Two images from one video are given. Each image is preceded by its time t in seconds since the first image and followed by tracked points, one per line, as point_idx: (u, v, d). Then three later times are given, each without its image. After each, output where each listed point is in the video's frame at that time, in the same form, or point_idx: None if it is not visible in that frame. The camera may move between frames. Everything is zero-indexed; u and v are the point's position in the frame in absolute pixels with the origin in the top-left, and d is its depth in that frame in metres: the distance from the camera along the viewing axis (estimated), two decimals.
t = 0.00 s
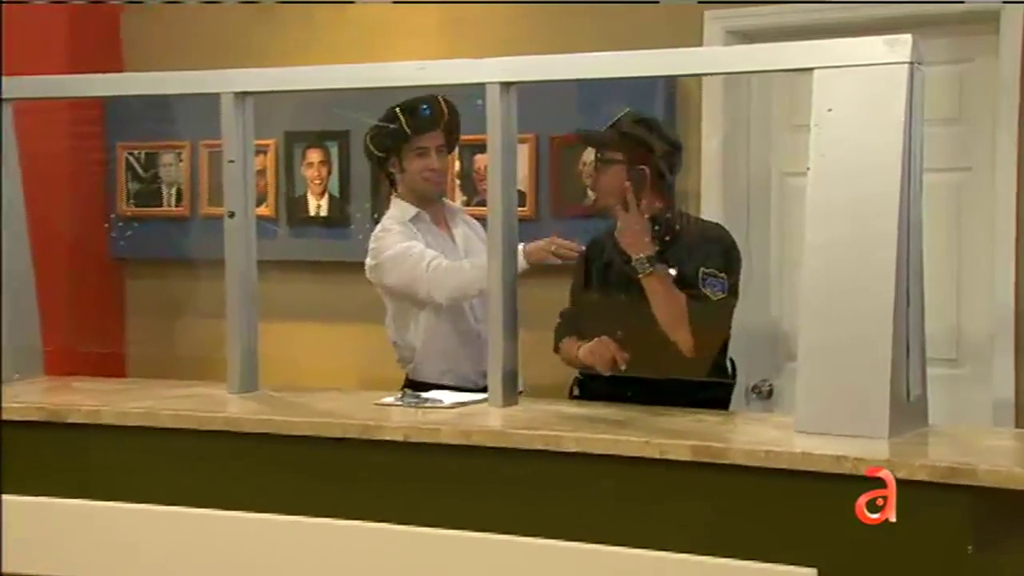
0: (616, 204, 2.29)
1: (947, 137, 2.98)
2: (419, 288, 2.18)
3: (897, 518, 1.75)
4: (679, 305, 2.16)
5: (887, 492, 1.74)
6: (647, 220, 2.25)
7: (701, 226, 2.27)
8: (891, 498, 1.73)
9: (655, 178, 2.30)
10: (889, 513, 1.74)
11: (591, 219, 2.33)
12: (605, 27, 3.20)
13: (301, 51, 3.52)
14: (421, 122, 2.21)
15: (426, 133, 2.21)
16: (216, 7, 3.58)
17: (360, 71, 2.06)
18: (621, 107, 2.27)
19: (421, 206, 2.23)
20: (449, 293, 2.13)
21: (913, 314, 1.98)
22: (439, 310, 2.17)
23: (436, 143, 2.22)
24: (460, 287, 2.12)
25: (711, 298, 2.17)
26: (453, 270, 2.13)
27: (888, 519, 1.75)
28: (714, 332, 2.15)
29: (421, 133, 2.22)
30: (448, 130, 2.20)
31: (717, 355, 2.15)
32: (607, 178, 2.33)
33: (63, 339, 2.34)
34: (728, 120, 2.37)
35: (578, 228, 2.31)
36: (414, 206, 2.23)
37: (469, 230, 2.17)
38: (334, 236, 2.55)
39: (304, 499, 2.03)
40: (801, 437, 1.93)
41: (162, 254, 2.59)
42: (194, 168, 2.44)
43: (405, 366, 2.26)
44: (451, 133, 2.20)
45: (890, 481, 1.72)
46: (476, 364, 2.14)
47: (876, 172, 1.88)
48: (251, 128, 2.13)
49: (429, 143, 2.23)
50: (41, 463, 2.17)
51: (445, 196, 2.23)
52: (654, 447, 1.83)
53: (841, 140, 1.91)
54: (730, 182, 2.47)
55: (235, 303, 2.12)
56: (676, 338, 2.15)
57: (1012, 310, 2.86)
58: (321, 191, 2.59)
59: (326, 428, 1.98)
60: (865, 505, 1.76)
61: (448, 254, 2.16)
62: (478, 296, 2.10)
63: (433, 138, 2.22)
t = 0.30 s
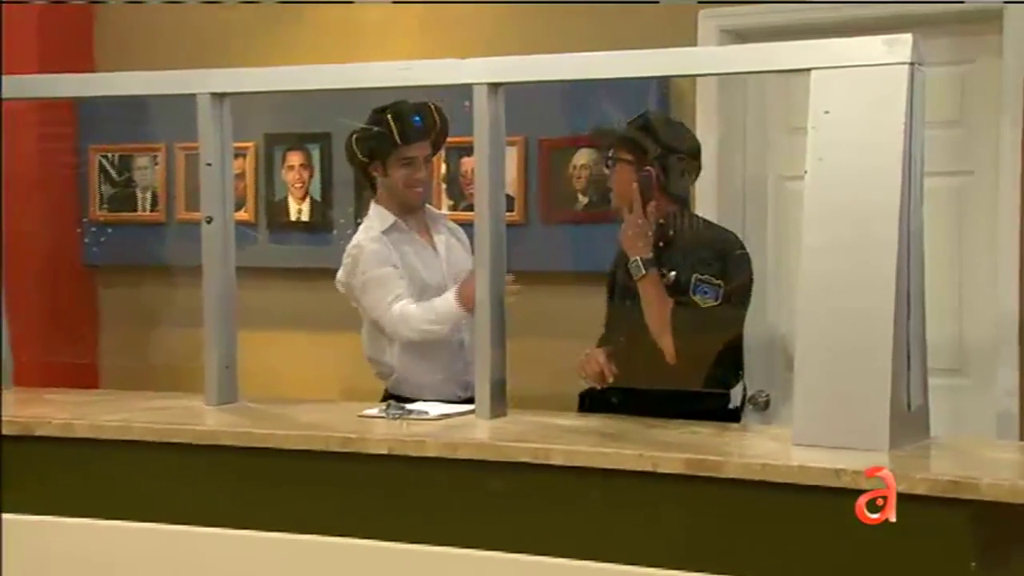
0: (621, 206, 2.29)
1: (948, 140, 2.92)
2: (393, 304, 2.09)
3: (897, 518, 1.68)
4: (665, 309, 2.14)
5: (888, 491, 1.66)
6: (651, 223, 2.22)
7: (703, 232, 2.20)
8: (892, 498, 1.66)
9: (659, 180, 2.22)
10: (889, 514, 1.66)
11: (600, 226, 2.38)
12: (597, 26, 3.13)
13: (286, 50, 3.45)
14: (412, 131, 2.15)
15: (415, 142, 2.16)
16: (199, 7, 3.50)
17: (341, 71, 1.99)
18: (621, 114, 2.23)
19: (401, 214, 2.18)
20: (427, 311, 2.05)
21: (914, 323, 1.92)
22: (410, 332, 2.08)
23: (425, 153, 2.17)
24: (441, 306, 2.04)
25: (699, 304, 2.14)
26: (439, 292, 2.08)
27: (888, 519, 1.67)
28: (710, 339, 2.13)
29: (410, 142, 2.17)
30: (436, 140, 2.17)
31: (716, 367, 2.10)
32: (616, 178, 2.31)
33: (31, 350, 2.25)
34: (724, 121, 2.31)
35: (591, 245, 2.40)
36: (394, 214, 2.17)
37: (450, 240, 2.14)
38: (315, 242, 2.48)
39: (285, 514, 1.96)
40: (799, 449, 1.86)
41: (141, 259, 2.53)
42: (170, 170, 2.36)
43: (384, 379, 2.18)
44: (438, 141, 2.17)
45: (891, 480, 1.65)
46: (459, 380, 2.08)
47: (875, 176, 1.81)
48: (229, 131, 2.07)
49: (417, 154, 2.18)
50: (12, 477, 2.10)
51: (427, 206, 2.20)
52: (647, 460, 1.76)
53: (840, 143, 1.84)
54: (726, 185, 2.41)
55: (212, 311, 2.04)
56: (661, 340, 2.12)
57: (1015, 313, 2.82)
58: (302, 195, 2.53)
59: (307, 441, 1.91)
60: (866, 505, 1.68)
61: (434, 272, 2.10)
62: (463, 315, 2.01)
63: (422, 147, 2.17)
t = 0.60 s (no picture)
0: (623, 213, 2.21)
1: (949, 139, 2.86)
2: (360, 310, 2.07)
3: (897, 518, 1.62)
4: (661, 317, 2.07)
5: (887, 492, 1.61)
6: (649, 227, 2.14)
7: (699, 236, 2.11)
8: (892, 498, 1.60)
9: (650, 183, 2.16)
10: (890, 513, 1.60)
11: (594, 229, 2.32)
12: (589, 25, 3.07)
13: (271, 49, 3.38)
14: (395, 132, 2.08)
15: (398, 144, 2.09)
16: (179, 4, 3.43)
17: (322, 68, 1.93)
18: (612, 114, 2.19)
19: (381, 217, 2.12)
20: (389, 319, 2.02)
21: (915, 328, 1.85)
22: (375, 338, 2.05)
23: (408, 155, 2.10)
24: (400, 315, 2.00)
25: (697, 312, 2.04)
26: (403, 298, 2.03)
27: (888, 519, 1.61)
28: (708, 344, 2.02)
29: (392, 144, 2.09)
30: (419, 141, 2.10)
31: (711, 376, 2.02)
32: (615, 190, 2.22)
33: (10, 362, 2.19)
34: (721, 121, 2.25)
35: (583, 247, 2.37)
36: (373, 217, 2.11)
37: (432, 241, 2.08)
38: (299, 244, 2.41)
39: (266, 525, 1.89)
40: (798, 458, 1.79)
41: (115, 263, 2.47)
42: (146, 169, 2.33)
43: (366, 387, 2.12)
44: (422, 142, 2.10)
45: (892, 480, 1.60)
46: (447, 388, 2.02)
47: (875, 177, 1.75)
48: (208, 131, 2.00)
49: (400, 155, 2.10)
50: None
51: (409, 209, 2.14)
52: (641, 469, 1.70)
53: (840, 144, 1.78)
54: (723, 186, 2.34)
55: (190, 316, 1.98)
56: (658, 349, 2.04)
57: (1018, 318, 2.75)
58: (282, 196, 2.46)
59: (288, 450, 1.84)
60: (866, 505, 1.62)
61: (403, 281, 2.05)
62: (437, 318, 1.97)
63: (404, 149, 2.09)
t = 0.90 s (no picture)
0: (621, 221, 2.13)
1: (955, 138, 2.79)
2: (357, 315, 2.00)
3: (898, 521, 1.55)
4: (665, 319, 2.00)
5: (888, 492, 1.55)
6: (646, 230, 2.07)
7: (697, 240, 2.03)
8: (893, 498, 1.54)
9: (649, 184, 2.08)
10: (890, 513, 1.54)
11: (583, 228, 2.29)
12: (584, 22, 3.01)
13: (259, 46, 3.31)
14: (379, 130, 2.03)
15: (384, 142, 2.04)
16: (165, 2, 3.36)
17: (306, 63, 1.86)
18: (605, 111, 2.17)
19: (366, 218, 2.08)
20: (394, 324, 1.94)
21: (919, 332, 1.79)
22: (374, 344, 1.98)
23: (394, 153, 2.06)
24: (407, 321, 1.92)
25: (701, 317, 1.98)
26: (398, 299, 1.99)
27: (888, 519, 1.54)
28: (703, 348, 1.96)
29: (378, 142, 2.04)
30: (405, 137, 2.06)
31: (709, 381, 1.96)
32: (612, 199, 2.15)
33: None
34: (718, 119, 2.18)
35: (573, 246, 2.32)
36: (360, 218, 2.08)
37: (418, 240, 2.07)
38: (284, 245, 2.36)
39: (248, 536, 1.83)
40: (799, 466, 1.73)
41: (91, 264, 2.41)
42: (123, 173, 2.26)
43: (352, 394, 2.07)
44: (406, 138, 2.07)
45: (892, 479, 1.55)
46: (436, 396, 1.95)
47: (875, 177, 1.69)
48: (188, 128, 1.94)
49: (386, 154, 2.05)
50: None
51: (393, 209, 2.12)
52: (635, 478, 1.64)
53: (841, 144, 1.72)
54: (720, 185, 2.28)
55: (169, 320, 1.91)
56: (662, 356, 1.98)
57: None
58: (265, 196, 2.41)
59: (270, 459, 1.78)
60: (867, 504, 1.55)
61: (391, 277, 2.02)
62: (437, 329, 1.89)
63: (390, 147, 2.05)
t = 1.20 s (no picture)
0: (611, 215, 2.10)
1: (959, 136, 2.72)
2: (353, 320, 1.94)
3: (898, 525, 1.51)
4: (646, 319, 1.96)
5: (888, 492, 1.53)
6: (642, 232, 2.02)
7: (693, 239, 1.98)
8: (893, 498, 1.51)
9: (644, 183, 2.03)
10: (890, 513, 1.50)
11: (576, 231, 2.22)
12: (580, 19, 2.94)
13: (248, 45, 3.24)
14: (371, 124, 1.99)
15: (375, 136, 2.00)
16: None
17: (290, 59, 1.81)
18: (600, 109, 2.13)
19: (357, 217, 2.03)
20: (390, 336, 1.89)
21: (924, 338, 1.73)
22: (365, 351, 1.92)
23: (386, 148, 2.01)
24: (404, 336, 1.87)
25: (681, 316, 1.93)
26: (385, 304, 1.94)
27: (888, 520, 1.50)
28: (689, 350, 1.90)
29: (370, 136, 2.00)
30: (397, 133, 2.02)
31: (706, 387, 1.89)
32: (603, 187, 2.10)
33: None
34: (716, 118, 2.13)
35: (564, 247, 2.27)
36: (350, 218, 2.03)
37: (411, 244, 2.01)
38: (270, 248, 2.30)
39: (231, 548, 1.77)
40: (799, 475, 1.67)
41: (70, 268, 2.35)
42: (103, 172, 2.21)
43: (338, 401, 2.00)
44: (398, 135, 2.02)
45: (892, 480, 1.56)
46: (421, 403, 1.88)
47: (877, 178, 1.64)
48: (170, 128, 1.89)
49: (378, 150, 2.01)
50: None
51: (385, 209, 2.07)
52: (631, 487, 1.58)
53: (843, 142, 1.66)
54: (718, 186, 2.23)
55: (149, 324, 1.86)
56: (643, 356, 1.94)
57: None
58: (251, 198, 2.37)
59: (254, 467, 1.72)
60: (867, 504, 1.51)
61: (383, 279, 1.96)
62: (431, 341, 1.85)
63: (382, 142, 2.00)
